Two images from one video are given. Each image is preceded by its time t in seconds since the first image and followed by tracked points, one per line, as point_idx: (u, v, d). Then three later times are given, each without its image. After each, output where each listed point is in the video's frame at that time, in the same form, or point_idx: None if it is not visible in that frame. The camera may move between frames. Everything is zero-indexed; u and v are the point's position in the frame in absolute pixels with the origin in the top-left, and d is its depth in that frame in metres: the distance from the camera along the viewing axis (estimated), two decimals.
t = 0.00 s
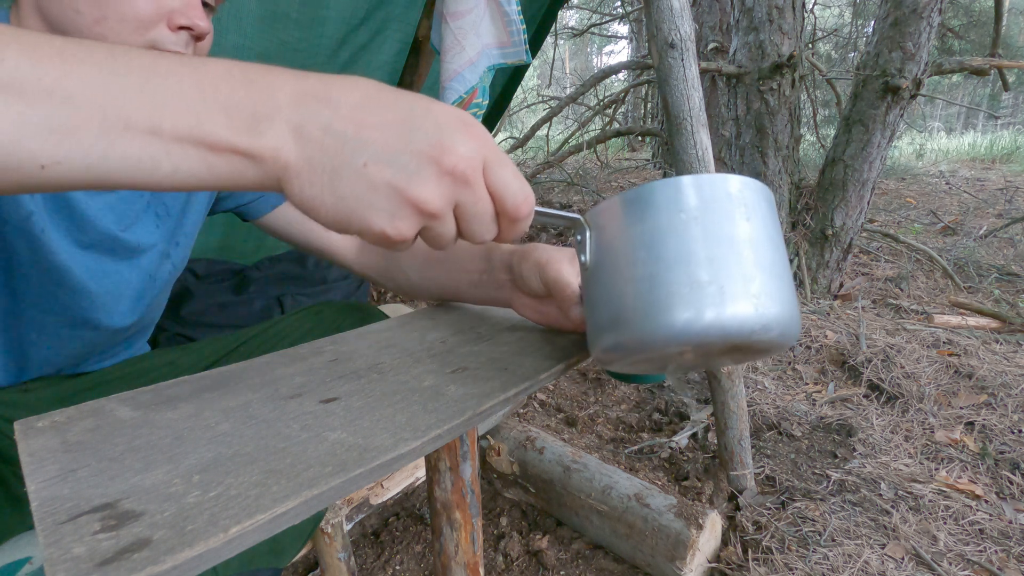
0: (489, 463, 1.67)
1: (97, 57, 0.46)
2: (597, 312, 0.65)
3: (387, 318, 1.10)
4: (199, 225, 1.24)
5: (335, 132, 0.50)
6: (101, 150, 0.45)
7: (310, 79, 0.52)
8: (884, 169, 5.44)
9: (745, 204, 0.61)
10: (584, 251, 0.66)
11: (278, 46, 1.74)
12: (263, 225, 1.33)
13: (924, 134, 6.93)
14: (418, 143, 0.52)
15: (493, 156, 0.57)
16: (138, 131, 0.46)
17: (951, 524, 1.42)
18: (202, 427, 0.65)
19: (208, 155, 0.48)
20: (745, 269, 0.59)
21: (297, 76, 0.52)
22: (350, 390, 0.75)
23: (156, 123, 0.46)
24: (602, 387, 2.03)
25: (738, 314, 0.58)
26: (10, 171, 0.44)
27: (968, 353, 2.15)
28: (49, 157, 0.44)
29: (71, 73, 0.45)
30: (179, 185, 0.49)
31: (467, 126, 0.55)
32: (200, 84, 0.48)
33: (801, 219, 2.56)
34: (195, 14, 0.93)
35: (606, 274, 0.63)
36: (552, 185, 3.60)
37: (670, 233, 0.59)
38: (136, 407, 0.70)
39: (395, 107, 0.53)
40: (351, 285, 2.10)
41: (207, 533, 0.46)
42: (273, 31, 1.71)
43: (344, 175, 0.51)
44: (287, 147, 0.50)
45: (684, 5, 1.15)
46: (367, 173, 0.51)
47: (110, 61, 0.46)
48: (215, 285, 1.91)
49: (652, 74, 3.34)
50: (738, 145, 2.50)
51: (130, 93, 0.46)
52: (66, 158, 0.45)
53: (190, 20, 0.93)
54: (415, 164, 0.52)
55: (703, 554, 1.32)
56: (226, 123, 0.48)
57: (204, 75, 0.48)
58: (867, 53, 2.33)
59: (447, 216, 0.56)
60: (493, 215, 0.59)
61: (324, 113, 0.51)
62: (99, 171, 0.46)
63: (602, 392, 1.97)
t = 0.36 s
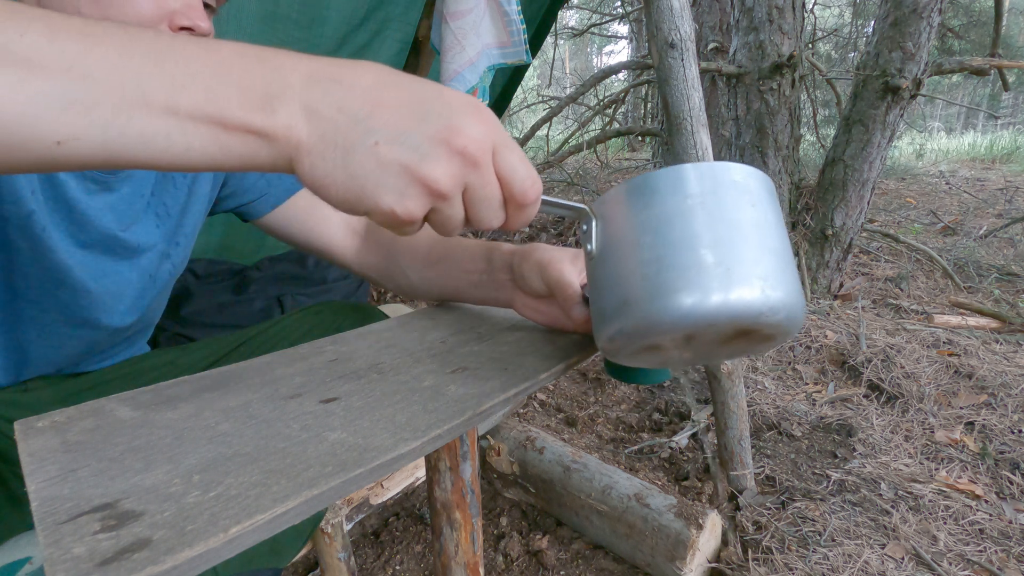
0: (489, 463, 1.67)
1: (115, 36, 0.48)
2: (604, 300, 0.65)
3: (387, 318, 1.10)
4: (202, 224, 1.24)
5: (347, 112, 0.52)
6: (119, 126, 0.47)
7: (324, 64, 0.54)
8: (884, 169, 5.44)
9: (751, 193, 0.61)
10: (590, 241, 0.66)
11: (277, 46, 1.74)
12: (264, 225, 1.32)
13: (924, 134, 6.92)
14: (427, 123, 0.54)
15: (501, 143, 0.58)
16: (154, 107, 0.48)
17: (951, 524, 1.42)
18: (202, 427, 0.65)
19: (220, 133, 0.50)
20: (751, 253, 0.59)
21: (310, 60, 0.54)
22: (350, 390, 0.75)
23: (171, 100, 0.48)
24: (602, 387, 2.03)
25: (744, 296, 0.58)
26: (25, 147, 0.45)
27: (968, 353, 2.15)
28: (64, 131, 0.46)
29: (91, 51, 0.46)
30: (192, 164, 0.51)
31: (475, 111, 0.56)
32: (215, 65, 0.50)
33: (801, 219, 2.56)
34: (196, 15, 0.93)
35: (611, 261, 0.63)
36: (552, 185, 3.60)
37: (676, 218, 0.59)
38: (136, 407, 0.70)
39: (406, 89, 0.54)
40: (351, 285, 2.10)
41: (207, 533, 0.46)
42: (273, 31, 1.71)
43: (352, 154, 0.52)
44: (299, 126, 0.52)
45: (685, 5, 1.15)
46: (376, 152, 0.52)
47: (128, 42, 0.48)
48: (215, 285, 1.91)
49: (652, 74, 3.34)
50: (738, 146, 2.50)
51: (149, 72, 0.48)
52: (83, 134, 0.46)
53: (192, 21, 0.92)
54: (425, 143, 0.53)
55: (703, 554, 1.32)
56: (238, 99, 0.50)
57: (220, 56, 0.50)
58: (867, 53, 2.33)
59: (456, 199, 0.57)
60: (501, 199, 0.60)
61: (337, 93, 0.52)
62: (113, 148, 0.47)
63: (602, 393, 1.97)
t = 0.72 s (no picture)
0: (489, 463, 1.67)
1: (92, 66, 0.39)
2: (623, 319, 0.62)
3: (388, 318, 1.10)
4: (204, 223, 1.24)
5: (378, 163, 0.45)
6: (138, 181, 0.40)
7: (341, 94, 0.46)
8: (884, 169, 5.44)
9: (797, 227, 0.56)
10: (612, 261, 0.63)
11: (278, 46, 1.74)
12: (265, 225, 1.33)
13: (924, 134, 6.92)
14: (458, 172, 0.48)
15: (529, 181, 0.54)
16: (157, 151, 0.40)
17: (951, 524, 1.42)
18: (203, 427, 0.65)
19: (241, 178, 0.42)
20: (769, 318, 0.55)
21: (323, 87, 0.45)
22: (350, 390, 0.75)
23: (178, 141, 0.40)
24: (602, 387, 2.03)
25: (771, 342, 0.55)
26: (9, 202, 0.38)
27: (968, 353, 2.15)
28: (62, 184, 0.39)
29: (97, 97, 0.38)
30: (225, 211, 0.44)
31: (503, 148, 0.51)
32: (219, 96, 0.41)
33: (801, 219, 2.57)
34: (202, 17, 0.93)
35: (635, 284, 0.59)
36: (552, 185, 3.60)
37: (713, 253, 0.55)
38: (136, 407, 0.70)
39: (435, 129, 0.48)
40: (352, 285, 2.10)
41: (207, 533, 0.46)
42: (273, 32, 1.71)
43: (380, 206, 0.47)
44: (330, 174, 0.45)
45: (685, 4, 1.15)
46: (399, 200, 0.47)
47: (119, 75, 0.40)
48: (215, 285, 1.91)
49: (652, 74, 3.34)
50: (738, 146, 2.50)
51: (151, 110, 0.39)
52: (103, 193, 0.40)
53: (197, 23, 0.92)
54: (455, 195, 0.49)
55: (703, 554, 1.32)
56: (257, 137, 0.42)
57: (224, 87, 0.42)
58: (867, 53, 2.33)
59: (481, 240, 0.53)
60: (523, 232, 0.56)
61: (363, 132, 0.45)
62: (116, 200, 0.40)
63: (602, 392, 1.97)
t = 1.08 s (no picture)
0: (489, 463, 1.67)
1: (141, 165, 0.49)
2: (613, 342, 0.69)
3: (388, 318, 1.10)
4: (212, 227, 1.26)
5: (381, 240, 0.55)
6: (166, 259, 0.51)
7: (355, 178, 0.54)
8: (884, 169, 5.44)
9: (780, 286, 0.60)
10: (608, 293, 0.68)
11: (278, 46, 1.74)
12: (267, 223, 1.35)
13: (924, 134, 6.92)
14: (456, 247, 0.57)
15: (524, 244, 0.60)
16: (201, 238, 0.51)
17: (951, 524, 1.42)
18: (202, 428, 0.65)
19: (260, 254, 0.54)
20: (748, 364, 0.62)
21: (338, 172, 0.54)
22: (350, 390, 0.75)
23: (213, 227, 0.51)
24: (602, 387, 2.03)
25: (746, 386, 0.63)
26: (89, 276, 0.50)
27: (968, 353, 2.14)
28: (116, 265, 0.50)
29: (123, 194, 0.48)
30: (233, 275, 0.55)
31: (504, 224, 0.59)
32: (247, 188, 0.51)
33: (801, 219, 2.56)
34: (205, 19, 0.92)
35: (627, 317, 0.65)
36: (552, 185, 3.60)
37: (699, 309, 0.60)
38: (136, 407, 0.70)
39: (438, 209, 0.56)
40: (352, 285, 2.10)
41: (207, 533, 0.46)
42: (273, 32, 1.70)
43: (381, 276, 0.58)
44: (332, 249, 0.55)
45: (684, 5, 1.15)
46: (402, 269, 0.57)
47: (140, 173, 0.48)
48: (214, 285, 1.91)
49: (652, 74, 3.34)
50: (738, 145, 2.50)
51: (175, 203, 0.49)
52: (132, 269, 0.51)
53: (200, 25, 0.91)
54: (454, 268, 0.58)
55: (703, 554, 1.32)
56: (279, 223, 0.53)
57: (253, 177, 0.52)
58: (867, 53, 2.33)
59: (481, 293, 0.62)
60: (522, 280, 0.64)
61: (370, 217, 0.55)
62: (157, 272, 0.52)
63: (603, 392, 1.97)
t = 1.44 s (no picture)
0: (489, 463, 1.67)
1: (139, 155, 0.52)
2: (586, 320, 0.71)
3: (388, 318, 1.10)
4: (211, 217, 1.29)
5: (367, 221, 0.60)
6: (162, 245, 0.55)
7: (342, 165, 0.60)
8: (885, 169, 5.44)
9: (740, 264, 0.63)
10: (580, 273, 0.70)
11: (278, 47, 1.71)
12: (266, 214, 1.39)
13: (924, 134, 6.92)
14: (438, 226, 0.62)
15: (501, 225, 0.65)
16: (201, 222, 0.55)
17: (951, 524, 1.42)
18: (202, 428, 0.65)
19: (253, 239, 0.59)
20: (710, 337, 0.65)
21: (325, 159, 0.59)
22: (350, 390, 0.75)
23: (213, 211, 0.55)
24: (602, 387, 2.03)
25: (708, 357, 0.66)
26: (90, 264, 0.53)
27: (968, 353, 2.14)
28: (111, 252, 0.53)
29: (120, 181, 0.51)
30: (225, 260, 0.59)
31: (481, 205, 0.64)
32: (242, 174, 0.56)
33: (801, 219, 2.56)
34: (188, 11, 0.92)
35: (599, 295, 0.68)
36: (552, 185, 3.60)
37: (666, 286, 0.62)
38: (136, 407, 0.70)
39: (420, 193, 0.62)
40: (352, 285, 2.10)
41: (208, 533, 0.46)
42: (273, 32, 1.67)
43: (369, 255, 0.63)
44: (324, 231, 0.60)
45: (684, 5, 1.15)
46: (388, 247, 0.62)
47: (135, 162, 0.52)
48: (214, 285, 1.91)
49: (652, 74, 3.34)
50: (738, 145, 2.51)
51: (171, 189, 0.53)
52: (129, 256, 0.54)
53: (185, 18, 0.92)
54: (437, 246, 0.63)
55: (703, 554, 1.32)
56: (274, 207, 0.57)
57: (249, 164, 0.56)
58: (867, 53, 2.33)
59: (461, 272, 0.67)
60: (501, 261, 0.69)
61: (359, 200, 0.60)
62: (152, 258, 0.56)
63: (603, 392, 1.97)
